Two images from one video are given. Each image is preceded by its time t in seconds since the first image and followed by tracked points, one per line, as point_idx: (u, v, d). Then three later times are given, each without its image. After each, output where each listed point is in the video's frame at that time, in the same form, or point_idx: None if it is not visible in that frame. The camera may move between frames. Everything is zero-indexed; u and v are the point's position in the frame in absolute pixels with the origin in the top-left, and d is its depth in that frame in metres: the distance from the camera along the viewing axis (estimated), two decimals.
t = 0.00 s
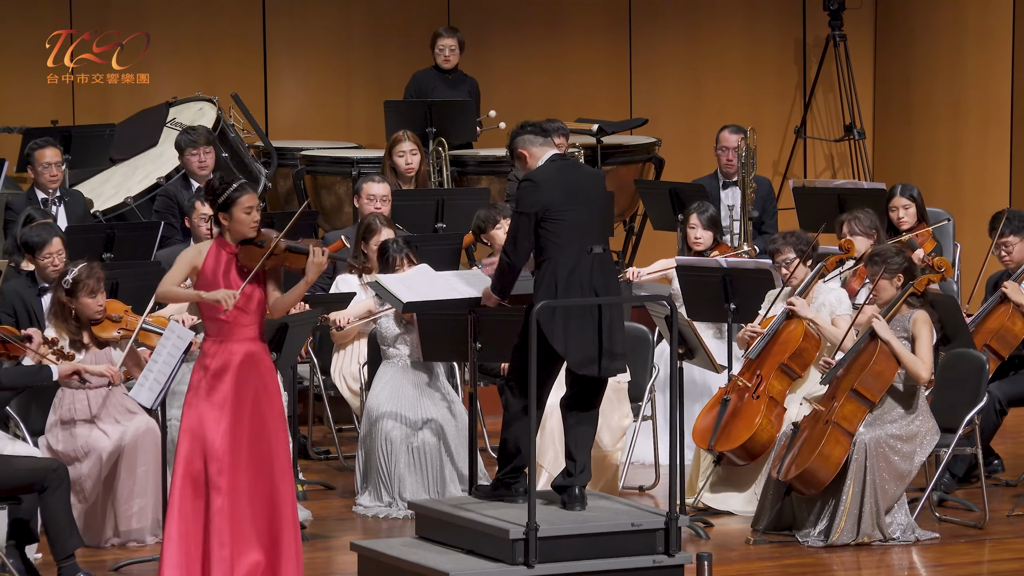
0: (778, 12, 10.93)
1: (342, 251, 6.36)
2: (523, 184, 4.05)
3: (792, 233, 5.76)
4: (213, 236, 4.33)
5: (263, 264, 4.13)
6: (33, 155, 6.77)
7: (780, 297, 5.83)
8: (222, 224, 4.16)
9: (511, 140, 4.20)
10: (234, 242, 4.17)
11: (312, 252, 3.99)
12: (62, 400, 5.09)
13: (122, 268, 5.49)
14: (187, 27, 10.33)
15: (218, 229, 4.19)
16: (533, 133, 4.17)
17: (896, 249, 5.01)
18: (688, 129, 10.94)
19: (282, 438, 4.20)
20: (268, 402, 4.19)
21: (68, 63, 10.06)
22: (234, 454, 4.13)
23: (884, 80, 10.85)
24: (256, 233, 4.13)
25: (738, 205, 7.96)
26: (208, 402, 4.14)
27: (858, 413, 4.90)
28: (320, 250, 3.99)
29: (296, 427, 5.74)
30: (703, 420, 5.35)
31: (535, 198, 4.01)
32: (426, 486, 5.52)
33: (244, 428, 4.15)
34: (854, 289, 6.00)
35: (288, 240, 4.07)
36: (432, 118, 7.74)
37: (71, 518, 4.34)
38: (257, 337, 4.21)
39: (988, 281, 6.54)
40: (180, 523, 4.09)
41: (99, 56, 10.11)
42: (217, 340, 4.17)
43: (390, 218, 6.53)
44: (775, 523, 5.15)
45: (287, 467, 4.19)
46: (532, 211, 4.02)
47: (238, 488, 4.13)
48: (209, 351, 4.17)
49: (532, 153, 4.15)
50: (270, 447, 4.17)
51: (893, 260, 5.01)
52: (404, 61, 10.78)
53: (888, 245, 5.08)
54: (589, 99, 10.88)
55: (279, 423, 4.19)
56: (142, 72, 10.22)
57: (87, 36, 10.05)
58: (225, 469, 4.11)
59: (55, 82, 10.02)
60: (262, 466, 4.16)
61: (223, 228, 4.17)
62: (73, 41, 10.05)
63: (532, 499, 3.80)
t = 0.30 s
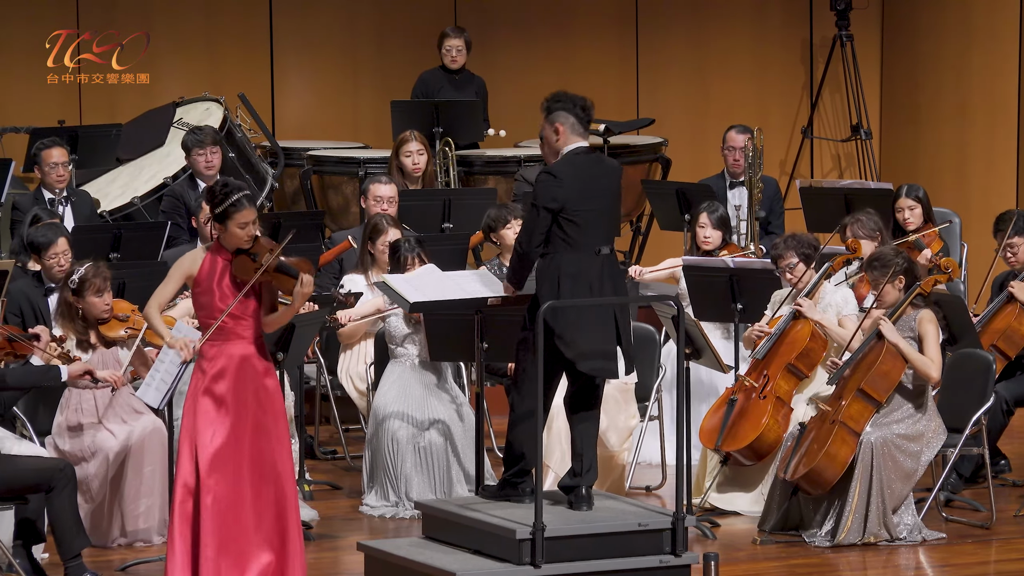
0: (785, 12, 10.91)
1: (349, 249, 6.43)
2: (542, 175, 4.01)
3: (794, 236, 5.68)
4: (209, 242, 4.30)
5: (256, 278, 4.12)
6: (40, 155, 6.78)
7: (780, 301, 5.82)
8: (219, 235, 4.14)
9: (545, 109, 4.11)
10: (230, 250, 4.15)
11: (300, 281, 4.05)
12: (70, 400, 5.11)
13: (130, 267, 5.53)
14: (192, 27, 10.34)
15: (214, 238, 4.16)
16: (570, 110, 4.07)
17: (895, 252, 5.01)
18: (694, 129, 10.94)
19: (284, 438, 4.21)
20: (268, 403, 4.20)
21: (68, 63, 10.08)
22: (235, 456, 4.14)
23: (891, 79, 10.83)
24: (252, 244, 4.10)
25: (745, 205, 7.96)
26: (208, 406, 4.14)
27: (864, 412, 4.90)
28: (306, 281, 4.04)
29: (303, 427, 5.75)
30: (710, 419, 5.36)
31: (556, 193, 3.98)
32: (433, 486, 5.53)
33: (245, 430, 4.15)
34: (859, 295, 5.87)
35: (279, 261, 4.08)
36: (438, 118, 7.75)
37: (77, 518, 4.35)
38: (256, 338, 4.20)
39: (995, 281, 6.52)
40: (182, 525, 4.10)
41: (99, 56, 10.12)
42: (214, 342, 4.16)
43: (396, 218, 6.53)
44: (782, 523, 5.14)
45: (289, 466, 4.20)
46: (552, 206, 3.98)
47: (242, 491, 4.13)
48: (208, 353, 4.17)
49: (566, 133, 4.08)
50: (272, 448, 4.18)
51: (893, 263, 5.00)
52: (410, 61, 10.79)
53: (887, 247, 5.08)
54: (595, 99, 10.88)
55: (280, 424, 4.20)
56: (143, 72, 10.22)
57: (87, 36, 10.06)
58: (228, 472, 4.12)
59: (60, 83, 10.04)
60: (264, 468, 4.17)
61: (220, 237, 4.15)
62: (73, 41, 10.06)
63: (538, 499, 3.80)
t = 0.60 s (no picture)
0: (792, 12, 10.90)
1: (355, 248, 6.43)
2: (556, 170, 4.01)
3: (800, 237, 5.76)
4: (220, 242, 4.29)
5: (267, 286, 4.14)
6: (47, 155, 6.80)
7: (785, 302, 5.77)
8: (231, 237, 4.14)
9: (572, 101, 4.12)
10: (242, 254, 4.14)
11: (311, 299, 4.07)
12: (77, 400, 5.12)
13: (137, 267, 5.55)
14: (196, 28, 10.35)
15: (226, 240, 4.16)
16: (595, 108, 4.11)
17: (903, 250, 4.99)
18: (700, 129, 10.93)
19: (288, 440, 4.22)
20: (272, 404, 4.21)
21: (69, 63, 10.09)
22: (239, 457, 4.14)
23: (898, 79, 10.81)
24: (264, 251, 4.12)
25: (752, 205, 7.95)
26: (212, 407, 4.14)
27: (870, 411, 4.91)
28: (318, 300, 4.06)
29: (310, 428, 5.75)
30: (716, 419, 5.35)
31: (567, 189, 3.97)
32: (438, 486, 5.53)
33: (250, 432, 4.16)
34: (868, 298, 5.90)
35: (291, 274, 4.11)
36: (445, 118, 7.76)
37: (82, 518, 4.35)
38: (262, 339, 4.20)
39: (1002, 281, 6.51)
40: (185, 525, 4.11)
41: (98, 56, 10.13)
42: (220, 343, 4.17)
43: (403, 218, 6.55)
44: (788, 523, 5.14)
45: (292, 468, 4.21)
46: (562, 202, 3.99)
47: (246, 492, 4.14)
48: (214, 354, 4.17)
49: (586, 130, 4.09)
50: (276, 449, 4.19)
51: (901, 261, 4.99)
52: (417, 62, 10.79)
53: (895, 246, 5.07)
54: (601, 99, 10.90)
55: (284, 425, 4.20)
56: (143, 72, 10.22)
57: (87, 36, 10.06)
58: (232, 474, 4.13)
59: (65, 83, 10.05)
60: (268, 468, 4.17)
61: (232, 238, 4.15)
62: (73, 41, 10.06)
63: (545, 499, 3.80)
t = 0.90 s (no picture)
0: (799, 12, 10.87)
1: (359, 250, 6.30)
2: (561, 168, 4.01)
3: (811, 234, 5.74)
4: (236, 236, 4.32)
5: (286, 276, 4.15)
6: (54, 155, 6.82)
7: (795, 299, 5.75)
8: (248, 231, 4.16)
9: (571, 100, 4.09)
10: (258, 247, 4.16)
11: (335, 279, 4.09)
12: (83, 400, 5.14)
13: (142, 267, 5.55)
14: (198, 28, 10.37)
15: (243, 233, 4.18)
16: (594, 106, 4.06)
17: (911, 249, 4.99)
18: (707, 129, 10.92)
19: (298, 441, 4.23)
20: (285, 405, 4.22)
21: (68, 63, 10.07)
22: (252, 456, 4.15)
23: (905, 79, 10.80)
24: (281, 242, 4.13)
25: (758, 205, 7.95)
26: (226, 405, 4.15)
27: (876, 412, 4.91)
28: (342, 279, 4.09)
29: (316, 428, 5.76)
30: (723, 418, 5.35)
31: (571, 188, 3.97)
32: (445, 486, 5.53)
33: (263, 431, 4.16)
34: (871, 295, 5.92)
35: (311, 260, 4.12)
36: (452, 118, 7.77)
37: (89, 518, 4.36)
38: (277, 339, 4.23)
39: (1009, 281, 6.50)
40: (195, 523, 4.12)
41: (99, 56, 10.12)
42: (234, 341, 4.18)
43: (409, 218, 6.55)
44: (794, 523, 5.14)
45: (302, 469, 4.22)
46: (564, 201, 3.99)
47: (257, 491, 4.14)
48: (229, 351, 4.18)
49: (587, 128, 4.08)
50: (289, 448, 4.20)
51: (908, 260, 4.99)
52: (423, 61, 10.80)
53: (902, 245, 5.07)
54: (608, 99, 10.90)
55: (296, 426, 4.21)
56: (143, 72, 10.23)
57: (87, 36, 10.06)
58: (245, 472, 4.13)
59: (69, 82, 10.05)
60: (280, 467, 4.18)
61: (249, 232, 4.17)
62: (73, 41, 10.05)
63: (551, 499, 3.81)
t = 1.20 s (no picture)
0: (805, 13, 10.87)
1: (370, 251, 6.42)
2: (559, 174, 4.02)
3: (819, 233, 5.79)
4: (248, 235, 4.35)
5: (299, 268, 4.17)
6: (60, 155, 6.83)
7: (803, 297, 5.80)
8: (259, 227, 4.19)
9: (556, 114, 4.12)
10: (269, 243, 4.20)
11: (351, 263, 4.06)
12: (89, 401, 5.14)
13: (149, 267, 5.56)
14: (201, 28, 10.38)
15: (254, 229, 4.22)
16: (579, 114, 4.08)
17: (917, 250, 4.97)
18: (713, 130, 10.91)
19: (309, 443, 4.22)
20: (297, 406, 4.21)
21: (68, 63, 10.06)
22: (260, 456, 4.15)
23: (911, 79, 10.79)
24: (292, 236, 4.16)
25: (764, 206, 7.95)
26: (235, 403, 4.16)
27: (883, 412, 4.90)
28: (358, 263, 4.05)
29: (323, 428, 5.77)
30: (729, 418, 5.35)
31: (570, 192, 3.98)
32: (452, 486, 5.54)
33: (273, 432, 4.17)
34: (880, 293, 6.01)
35: (325, 249, 4.12)
36: (458, 118, 7.78)
37: (96, 518, 4.36)
38: (289, 339, 4.23)
39: (1015, 281, 6.50)
40: (203, 524, 4.12)
41: (99, 56, 10.12)
42: (246, 340, 4.19)
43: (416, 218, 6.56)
44: (801, 523, 5.13)
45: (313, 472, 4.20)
46: (565, 205, 4.00)
47: (266, 493, 4.15)
48: (241, 351, 4.19)
49: (574, 137, 4.09)
50: (299, 449, 4.19)
51: (915, 261, 4.97)
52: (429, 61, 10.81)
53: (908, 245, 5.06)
54: (615, 99, 10.91)
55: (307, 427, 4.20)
56: (142, 72, 10.23)
57: (88, 36, 10.06)
58: (254, 474, 4.14)
59: (72, 82, 10.04)
60: (288, 468, 4.18)
61: (259, 230, 4.21)
62: (72, 41, 10.04)
63: (557, 499, 3.81)
